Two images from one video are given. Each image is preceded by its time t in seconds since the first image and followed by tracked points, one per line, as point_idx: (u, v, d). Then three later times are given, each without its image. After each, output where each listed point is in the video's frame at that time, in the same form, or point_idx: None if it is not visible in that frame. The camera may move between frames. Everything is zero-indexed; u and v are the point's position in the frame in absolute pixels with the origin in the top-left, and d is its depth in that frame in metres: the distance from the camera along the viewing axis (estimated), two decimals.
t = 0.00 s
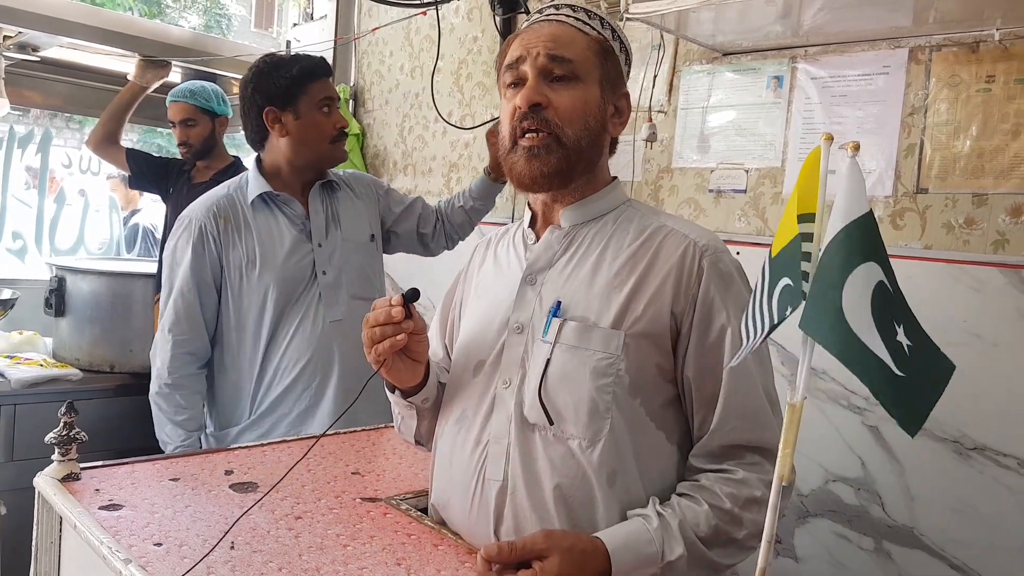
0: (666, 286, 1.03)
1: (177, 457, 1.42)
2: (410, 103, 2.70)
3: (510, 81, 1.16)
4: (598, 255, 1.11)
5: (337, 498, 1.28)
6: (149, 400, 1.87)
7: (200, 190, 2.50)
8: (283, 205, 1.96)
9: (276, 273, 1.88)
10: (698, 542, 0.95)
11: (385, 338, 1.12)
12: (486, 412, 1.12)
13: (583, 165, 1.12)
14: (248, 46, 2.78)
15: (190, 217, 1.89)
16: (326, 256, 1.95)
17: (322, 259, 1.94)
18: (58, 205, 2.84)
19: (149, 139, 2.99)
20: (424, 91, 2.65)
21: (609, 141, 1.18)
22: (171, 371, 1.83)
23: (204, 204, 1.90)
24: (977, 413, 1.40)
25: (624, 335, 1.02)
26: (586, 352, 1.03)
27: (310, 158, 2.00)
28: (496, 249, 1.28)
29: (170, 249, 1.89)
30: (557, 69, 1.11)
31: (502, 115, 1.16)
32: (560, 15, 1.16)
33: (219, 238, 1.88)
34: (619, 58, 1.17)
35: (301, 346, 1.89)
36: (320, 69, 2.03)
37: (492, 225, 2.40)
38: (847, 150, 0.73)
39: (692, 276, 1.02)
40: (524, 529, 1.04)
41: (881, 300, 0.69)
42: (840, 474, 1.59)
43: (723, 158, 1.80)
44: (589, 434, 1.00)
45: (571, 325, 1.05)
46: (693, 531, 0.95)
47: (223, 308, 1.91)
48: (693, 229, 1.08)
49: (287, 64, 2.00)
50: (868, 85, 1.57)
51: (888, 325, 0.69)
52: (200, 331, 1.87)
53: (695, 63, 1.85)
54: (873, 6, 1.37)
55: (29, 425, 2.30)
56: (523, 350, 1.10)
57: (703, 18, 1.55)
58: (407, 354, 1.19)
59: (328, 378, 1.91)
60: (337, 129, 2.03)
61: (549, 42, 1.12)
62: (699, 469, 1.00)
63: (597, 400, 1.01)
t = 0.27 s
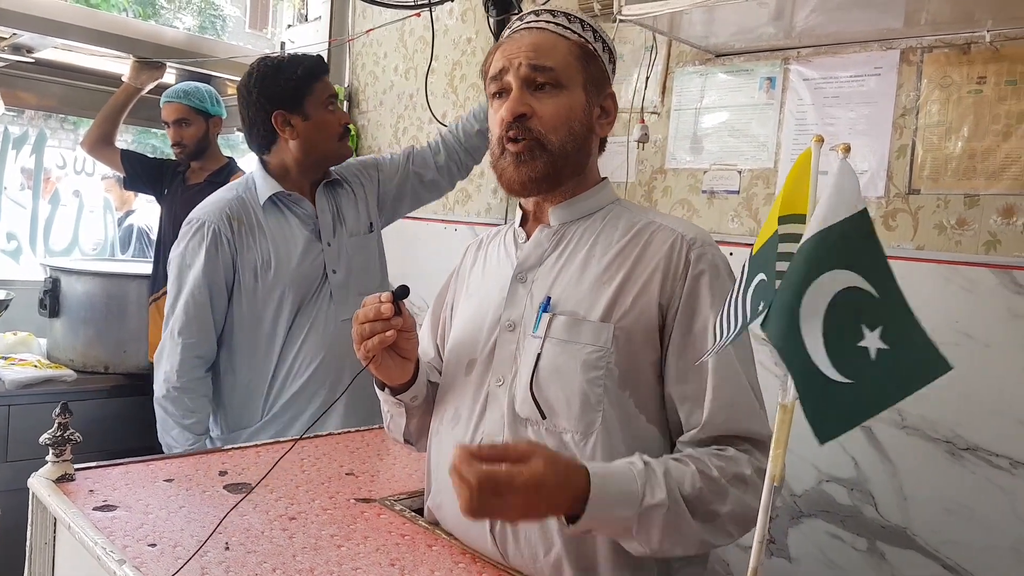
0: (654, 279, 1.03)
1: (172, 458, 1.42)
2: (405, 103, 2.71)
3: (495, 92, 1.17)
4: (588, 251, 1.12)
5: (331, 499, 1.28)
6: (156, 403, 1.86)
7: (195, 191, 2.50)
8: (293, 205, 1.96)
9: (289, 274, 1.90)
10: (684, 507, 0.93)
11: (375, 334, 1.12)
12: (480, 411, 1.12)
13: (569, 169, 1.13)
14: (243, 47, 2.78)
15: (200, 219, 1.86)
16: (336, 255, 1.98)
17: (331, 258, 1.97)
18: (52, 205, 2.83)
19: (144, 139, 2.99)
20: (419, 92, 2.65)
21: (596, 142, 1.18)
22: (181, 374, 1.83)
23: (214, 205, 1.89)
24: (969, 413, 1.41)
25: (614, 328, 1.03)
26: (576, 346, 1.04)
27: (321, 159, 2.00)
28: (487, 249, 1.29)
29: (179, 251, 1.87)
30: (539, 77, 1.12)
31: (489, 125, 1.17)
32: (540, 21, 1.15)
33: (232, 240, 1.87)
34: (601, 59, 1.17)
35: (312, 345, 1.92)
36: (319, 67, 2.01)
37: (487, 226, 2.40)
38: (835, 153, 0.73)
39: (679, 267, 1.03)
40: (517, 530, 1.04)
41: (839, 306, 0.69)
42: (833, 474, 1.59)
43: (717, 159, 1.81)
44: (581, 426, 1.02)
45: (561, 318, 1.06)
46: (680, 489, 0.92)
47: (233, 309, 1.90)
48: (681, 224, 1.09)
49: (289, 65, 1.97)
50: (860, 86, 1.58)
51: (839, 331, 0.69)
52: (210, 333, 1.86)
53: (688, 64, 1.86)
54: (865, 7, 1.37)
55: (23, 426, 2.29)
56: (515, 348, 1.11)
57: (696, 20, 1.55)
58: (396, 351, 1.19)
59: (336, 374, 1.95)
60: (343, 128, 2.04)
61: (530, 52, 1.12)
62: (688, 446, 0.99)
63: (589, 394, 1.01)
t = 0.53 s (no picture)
0: (642, 275, 1.04)
1: (167, 464, 1.42)
2: (401, 108, 2.71)
3: (480, 103, 1.17)
4: (579, 255, 1.12)
5: (326, 505, 1.28)
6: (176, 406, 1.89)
7: (190, 195, 2.50)
8: (307, 209, 1.96)
9: (303, 279, 1.89)
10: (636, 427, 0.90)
11: (368, 335, 1.13)
12: (475, 418, 1.12)
13: (557, 177, 1.14)
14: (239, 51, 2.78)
15: (218, 225, 1.88)
16: (349, 258, 1.97)
17: (344, 262, 1.96)
18: (48, 210, 2.82)
19: (139, 143, 2.98)
20: (414, 97, 2.65)
21: (583, 147, 1.19)
22: (198, 379, 1.85)
23: (231, 211, 1.90)
24: (964, 416, 1.41)
25: (606, 326, 1.04)
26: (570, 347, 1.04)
27: (337, 166, 1.99)
28: (482, 257, 1.29)
29: (199, 257, 1.89)
30: (522, 87, 1.12)
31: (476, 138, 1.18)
32: (521, 32, 1.16)
33: (246, 246, 1.88)
34: (585, 64, 1.17)
35: (325, 348, 1.92)
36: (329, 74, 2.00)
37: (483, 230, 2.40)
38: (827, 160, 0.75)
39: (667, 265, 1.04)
40: (512, 536, 1.04)
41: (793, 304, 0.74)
42: (828, 478, 1.60)
43: (712, 165, 1.81)
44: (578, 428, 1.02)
45: (554, 320, 1.07)
46: (634, 404, 0.91)
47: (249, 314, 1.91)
48: (669, 222, 1.11)
49: (301, 74, 1.96)
50: (854, 92, 1.58)
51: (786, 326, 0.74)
52: (226, 338, 1.87)
53: (683, 70, 1.87)
54: (858, 13, 1.38)
55: (18, 432, 2.28)
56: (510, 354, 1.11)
57: (691, 26, 1.56)
58: (389, 353, 1.19)
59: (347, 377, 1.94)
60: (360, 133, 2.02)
61: (512, 63, 1.13)
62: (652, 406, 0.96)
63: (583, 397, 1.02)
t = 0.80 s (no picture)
0: (631, 278, 1.04)
1: (163, 466, 1.42)
2: (397, 111, 2.71)
3: (475, 103, 1.18)
4: (569, 260, 1.13)
5: (322, 508, 1.27)
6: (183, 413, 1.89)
7: (186, 198, 2.50)
8: (308, 214, 1.95)
9: (305, 283, 1.89)
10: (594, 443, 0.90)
11: (359, 342, 1.13)
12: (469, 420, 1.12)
13: (549, 177, 1.14)
14: (235, 54, 2.78)
15: (220, 232, 1.89)
16: (351, 261, 1.96)
17: (347, 264, 1.95)
18: (43, 212, 2.82)
19: (135, 145, 2.98)
20: (411, 100, 2.65)
21: (576, 150, 1.19)
22: (204, 386, 1.85)
23: (233, 218, 1.91)
24: (960, 420, 1.42)
25: (594, 330, 1.03)
26: (559, 351, 1.04)
27: (337, 172, 1.99)
28: (475, 262, 1.29)
29: (202, 265, 1.90)
30: (516, 88, 1.13)
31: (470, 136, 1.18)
32: (518, 34, 1.16)
33: (249, 252, 1.88)
34: (580, 68, 1.17)
35: (329, 351, 1.91)
36: (329, 77, 1.98)
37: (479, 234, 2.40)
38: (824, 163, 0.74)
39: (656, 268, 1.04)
40: (507, 538, 1.04)
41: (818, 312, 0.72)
42: (824, 481, 1.60)
43: (708, 168, 1.82)
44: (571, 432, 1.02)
45: (543, 324, 1.07)
46: (580, 416, 0.91)
47: (254, 319, 1.92)
48: (660, 226, 1.10)
49: (300, 79, 1.95)
50: (850, 96, 1.59)
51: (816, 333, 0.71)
52: (231, 344, 1.88)
53: (679, 74, 1.87)
54: (855, 17, 1.38)
55: (13, 434, 2.28)
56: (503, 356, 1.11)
57: (688, 30, 1.57)
58: (383, 360, 1.19)
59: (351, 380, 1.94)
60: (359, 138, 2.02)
61: (508, 63, 1.13)
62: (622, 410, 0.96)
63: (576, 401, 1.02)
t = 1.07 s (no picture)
0: (633, 279, 1.04)
1: (161, 464, 1.42)
2: (396, 110, 2.71)
3: (477, 98, 1.17)
4: (568, 259, 1.13)
5: (320, 506, 1.27)
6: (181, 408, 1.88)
7: (184, 195, 2.50)
8: (311, 210, 1.95)
9: (308, 279, 1.89)
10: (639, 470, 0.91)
11: (358, 341, 1.13)
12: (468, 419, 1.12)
13: (550, 173, 1.13)
14: (235, 53, 2.78)
15: (222, 227, 1.89)
16: (353, 259, 1.96)
17: (349, 262, 1.95)
18: (42, 210, 2.82)
19: (135, 144, 2.98)
20: (410, 98, 2.65)
21: (576, 149, 1.19)
22: (203, 381, 1.84)
23: (236, 214, 1.91)
24: (959, 420, 1.41)
25: (595, 331, 1.03)
26: (558, 351, 1.04)
27: (341, 171, 1.99)
28: (474, 262, 1.29)
29: (203, 260, 1.90)
30: (519, 83, 1.13)
31: (471, 131, 1.18)
32: (522, 32, 1.17)
33: (251, 247, 1.88)
34: (582, 68, 1.18)
35: (330, 348, 1.91)
36: (331, 77, 1.97)
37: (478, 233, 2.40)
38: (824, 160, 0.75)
39: (657, 269, 1.03)
40: (505, 537, 1.04)
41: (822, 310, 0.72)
42: (822, 481, 1.60)
43: (706, 167, 1.82)
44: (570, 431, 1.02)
45: (542, 324, 1.07)
46: (632, 450, 0.91)
47: (255, 315, 1.91)
48: (660, 227, 1.10)
49: (302, 78, 1.95)
50: (849, 95, 1.59)
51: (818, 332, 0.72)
52: (231, 340, 1.87)
53: (679, 73, 1.87)
54: (854, 16, 1.38)
55: (11, 432, 2.27)
56: (502, 355, 1.11)
57: (687, 28, 1.56)
58: (381, 358, 1.20)
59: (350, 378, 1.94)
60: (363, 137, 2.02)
61: (511, 58, 1.13)
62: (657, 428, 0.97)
63: (575, 399, 1.02)
